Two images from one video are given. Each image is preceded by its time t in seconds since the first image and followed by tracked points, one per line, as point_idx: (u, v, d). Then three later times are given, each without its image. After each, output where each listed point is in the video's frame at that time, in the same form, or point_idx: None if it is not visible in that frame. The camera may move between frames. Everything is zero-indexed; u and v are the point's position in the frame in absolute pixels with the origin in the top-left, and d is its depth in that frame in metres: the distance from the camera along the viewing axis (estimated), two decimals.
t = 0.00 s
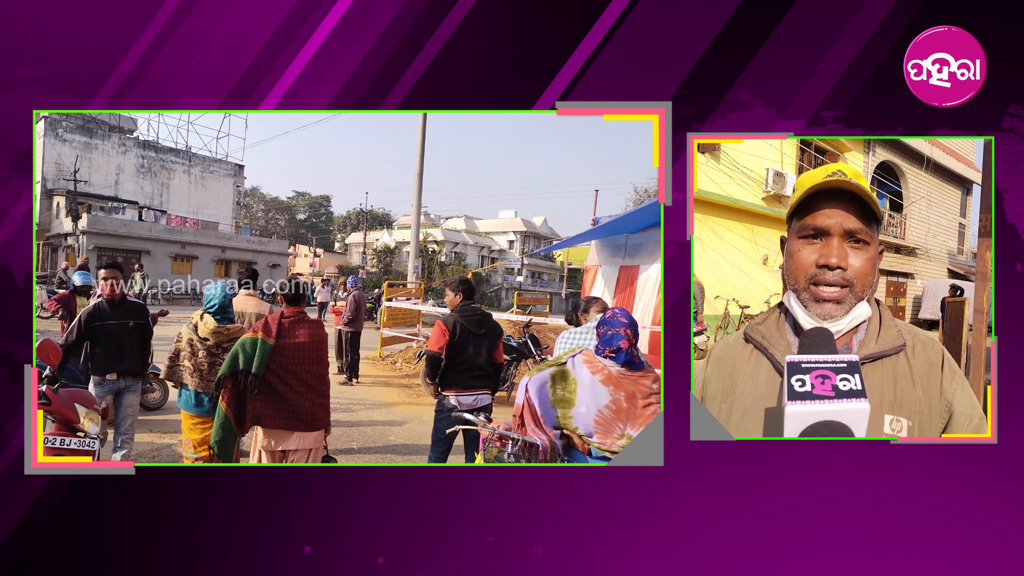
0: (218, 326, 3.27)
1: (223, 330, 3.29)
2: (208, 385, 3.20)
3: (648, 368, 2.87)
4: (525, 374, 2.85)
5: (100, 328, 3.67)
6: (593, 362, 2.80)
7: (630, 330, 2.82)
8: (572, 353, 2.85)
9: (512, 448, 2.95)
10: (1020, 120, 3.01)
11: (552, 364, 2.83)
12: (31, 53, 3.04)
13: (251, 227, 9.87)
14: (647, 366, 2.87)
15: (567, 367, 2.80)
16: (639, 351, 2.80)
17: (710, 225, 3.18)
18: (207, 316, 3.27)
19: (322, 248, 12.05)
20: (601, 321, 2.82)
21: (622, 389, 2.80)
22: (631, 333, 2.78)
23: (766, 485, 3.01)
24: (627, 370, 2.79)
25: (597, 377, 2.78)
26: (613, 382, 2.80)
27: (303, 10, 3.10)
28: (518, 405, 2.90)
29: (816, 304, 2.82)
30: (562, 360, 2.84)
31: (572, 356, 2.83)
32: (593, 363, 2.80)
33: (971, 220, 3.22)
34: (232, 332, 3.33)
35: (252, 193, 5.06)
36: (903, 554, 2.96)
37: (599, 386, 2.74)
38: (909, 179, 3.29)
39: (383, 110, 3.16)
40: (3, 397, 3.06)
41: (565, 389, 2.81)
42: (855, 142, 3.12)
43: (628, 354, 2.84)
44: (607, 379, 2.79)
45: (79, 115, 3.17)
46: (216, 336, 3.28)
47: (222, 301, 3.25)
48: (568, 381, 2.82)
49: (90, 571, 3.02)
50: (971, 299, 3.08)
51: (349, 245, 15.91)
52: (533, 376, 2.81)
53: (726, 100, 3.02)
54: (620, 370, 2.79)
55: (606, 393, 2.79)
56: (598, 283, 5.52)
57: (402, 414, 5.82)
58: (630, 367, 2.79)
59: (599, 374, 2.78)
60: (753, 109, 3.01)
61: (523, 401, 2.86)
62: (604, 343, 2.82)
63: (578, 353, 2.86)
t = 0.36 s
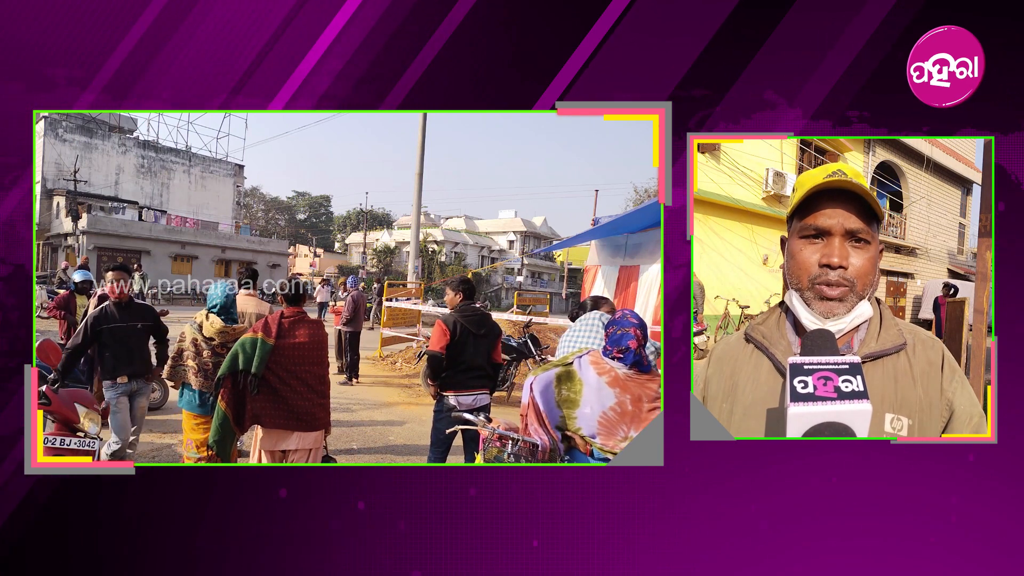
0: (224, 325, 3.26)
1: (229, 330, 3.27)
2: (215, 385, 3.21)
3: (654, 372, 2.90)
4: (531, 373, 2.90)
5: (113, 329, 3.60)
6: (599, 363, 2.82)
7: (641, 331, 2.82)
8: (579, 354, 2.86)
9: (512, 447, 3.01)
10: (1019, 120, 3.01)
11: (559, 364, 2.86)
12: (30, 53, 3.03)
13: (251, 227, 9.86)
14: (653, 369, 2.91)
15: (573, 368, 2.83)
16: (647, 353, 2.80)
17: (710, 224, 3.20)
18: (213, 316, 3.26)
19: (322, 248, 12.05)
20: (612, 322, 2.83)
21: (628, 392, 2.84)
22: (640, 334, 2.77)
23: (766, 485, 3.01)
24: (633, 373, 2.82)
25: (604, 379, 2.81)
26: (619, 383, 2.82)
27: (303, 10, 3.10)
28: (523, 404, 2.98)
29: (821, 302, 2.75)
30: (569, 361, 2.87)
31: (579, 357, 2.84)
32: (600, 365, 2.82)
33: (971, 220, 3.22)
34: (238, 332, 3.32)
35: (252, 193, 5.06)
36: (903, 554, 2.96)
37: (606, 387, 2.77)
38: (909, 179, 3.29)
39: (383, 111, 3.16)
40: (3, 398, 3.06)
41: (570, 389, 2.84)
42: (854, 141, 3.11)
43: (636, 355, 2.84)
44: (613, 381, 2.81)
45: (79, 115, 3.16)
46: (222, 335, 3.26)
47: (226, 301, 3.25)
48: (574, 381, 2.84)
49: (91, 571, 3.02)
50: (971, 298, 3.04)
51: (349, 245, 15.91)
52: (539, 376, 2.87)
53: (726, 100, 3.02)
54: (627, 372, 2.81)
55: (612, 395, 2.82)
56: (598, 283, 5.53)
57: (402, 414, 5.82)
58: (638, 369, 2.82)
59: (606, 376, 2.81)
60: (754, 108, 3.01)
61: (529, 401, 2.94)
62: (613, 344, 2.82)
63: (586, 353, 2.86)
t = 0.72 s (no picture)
0: (214, 325, 3.25)
1: (220, 331, 3.27)
2: (202, 384, 3.21)
3: (653, 374, 2.89)
4: (529, 373, 2.87)
5: (113, 330, 3.58)
6: (599, 363, 2.81)
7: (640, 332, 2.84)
8: (578, 354, 2.86)
9: (512, 448, 2.97)
10: (1019, 120, 3.01)
11: (558, 364, 2.84)
12: (30, 53, 3.04)
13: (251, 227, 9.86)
14: (652, 371, 2.90)
15: (573, 368, 2.81)
16: (647, 353, 2.81)
17: (710, 225, 3.20)
18: (206, 316, 3.27)
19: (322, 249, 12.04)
20: (611, 322, 2.86)
21: (626, 392, 2.82)
22: (640, 334, 2.81)
23: (766, 485, 3.01)
24: (632, 373, 2.81)
25: (603, 379, 2.79)
26: (618, 384, 2.81)
27: (303, 10, 3.10)
28: (523, 404, 2.94)
29: (815, 302, 2.77)
30: (568, 361, 2.85)
31: (579, 358, 2.83)
32: (599, 365, 2.81)
33: (971, 220, 3.22)
34: (230, 334, 3.30)
35: (252, 193, 5.06)
36: (902, 553, 2.96)
37: (604, 387, 2.75)
38: (909, 179, 3.31)
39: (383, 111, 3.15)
40: (3, 398, 3.06)
41: (569, 389, 2.81)
42: (855, 142, 3.11)
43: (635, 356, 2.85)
44: (612, 381, 2.80)
45: (79, 115, 3.16)
46: (213, 336, 3.26)
47: (217, 299, 3.23)
48: (573, 381, 2.81)
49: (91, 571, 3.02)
50: (971, 298, 3.06)
51: (349, 245, 15.89)
52: (537, 376, 2.84)
53: (726, 100, 3.02)
54: (627, 372, 2.80)
55: (610, 394, 2.81)
56: (598, 284, 5.50)
57: (402, 414, 5.82)
58: (638, 370, 2.82)
59: (605, 376, 2.80)
60: (755, 108, 3.00)
61: (528, 400, 2.90)
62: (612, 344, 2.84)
63: (585, 353, 2.86)
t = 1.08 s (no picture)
0: (204, 325, 3.22)
1: (211, 331, 3.24)
2: (194, 385, 3.20)
3: (649, 374, 2.88)
4: (526, 372, 2.91)
5: (109, 330, 3.58)
6: (594, 363, 2.84)
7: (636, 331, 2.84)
8: (575, 354, 2.90)
9: (512, 448, 2.96)
10: (1019, 120, 3.01)
11: (554, 363, 2.87)
12: (30, 53, 3.04)
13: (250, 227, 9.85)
14: (648, 371, 2.89)
15: (568, 367, 2.84)
16: (642, 352, 2.82)
17: (710, 224, 3.19)
18: (199, 315, 3.25)
19: (322, 249, 12.03)
20: (608, 321, 2.87)
21: (620, 392, 2.83)
22: (635, 333, 2.80)
23: (766, 485, 3.01)
24: (627, 372, 2.82)
25: (597, 378, 2.82)
26: (612, 383, 2.82)
27: (302, 10, 3.10)
28: (521, 403, 2.92)
29: (813, 302, 2.79)
30: (564, 359, 2.89)
31: (575, 358, 2.87)
32: (594, 364, 2.84)
33: (971, 220, 3.22)
34: (221, 334, 3.25)
35: (252, 193, 5.05)
36: (902, 553, 2.96)
37: (598, 387, 2.78)
38: (909, 179, 3.31)
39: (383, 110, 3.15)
40: (2, 398, 3.06)
41: (564, 388, 2.84)
42: (855, 141, 3.12)
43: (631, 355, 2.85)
44: (606, 380, 2.82)
45: (79, 115, 3.16)
46: (203, 336, 3.23)
47: (211, 298, 3.21)
48: (568, 381, 2.85)
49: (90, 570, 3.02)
50: (971, 298, 3.04)
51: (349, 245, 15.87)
52: (533, 375, 2.86)
53: (726, 100, 3.02)
54: (620, 371, 2.82)
55: (604, 394, 2.83)
56: (598, 283, 5.51)
57: (403, 414, 5.82)
58: (632, 369, 2.82)
59: (599, 375, 2.82)
60: (755, 108, 3.00)
61: (525, 398, 2.89)
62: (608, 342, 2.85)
63: (581, 354, 2.90)
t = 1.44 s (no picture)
0: (204, 325, 3.20)
1: (209, 331, 3.21)
2: (193, 385, 3.20)
3: (648, 374, 2.95)
4: (525, 374, 3.00)
5: (106, 329, 3.58)
6: (593, 363, 2.93)
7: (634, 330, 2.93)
8: (574, 354, 2.98)
9: (512, 447, 3.02)
10: (1020, 120, 3.00)
11: (553, 364, 2.96)
12: (30, 53, 3.04)
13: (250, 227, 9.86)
14: (647, 371, 2.96)
15: (567, 368, 2.93)
16: (640, 352, 2.90)
17: (710, 225, 3.21)
18: (198, 315, 3.24)
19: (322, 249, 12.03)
20: (606, 321, 2.94)
21: (619, 392, 2.88)
22: (633, 332, 2.89)
23: (766, 485, 3.01)
24: (626, 372, 2.90)
25: (596, 378, 2.89)
26: (611, 384, 2.89)
27: (302, 10, 3.11)
28: (518, 403, 3.06)
29: (821, 302, 2.72)
30: (563, 361, 2.98)
31: (574, 358, 2.96)
32: (593, 364, 2.93)
33: (971, 220, 3.22)
34: (220, 334, 3.23)
35: (252, 194, 5.05)
36: (902, 553, 2.96)
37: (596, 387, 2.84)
38: (909, 179, 3.30)
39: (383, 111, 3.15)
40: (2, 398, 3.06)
41: (563, 389, 2.91)
42: (855, 142, 3.13)
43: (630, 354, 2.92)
44: (605, 380, 2.89)
45: (79, 115, 3.16)
46: (202, 336, 3.20)
47: (210, 298, 3.19)
48: (567, 381, 2.92)
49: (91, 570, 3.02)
50: (971, 298, 3.07)
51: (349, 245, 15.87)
52: (532, 376, 2.96)
53: (726, 100, 3.02)
54: (620, 371, 2.89)
55: (604, 394, 2.88)
56: (598, 283, 5.51)
57: (402, 414, 5.82)
58: (632, 369, 2.91)
59: (599, 375, 2.89)
60: (754, 108, 3.00)
61: (523, 398, 3.02)
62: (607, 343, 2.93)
63: (580, 354, 2.99)
